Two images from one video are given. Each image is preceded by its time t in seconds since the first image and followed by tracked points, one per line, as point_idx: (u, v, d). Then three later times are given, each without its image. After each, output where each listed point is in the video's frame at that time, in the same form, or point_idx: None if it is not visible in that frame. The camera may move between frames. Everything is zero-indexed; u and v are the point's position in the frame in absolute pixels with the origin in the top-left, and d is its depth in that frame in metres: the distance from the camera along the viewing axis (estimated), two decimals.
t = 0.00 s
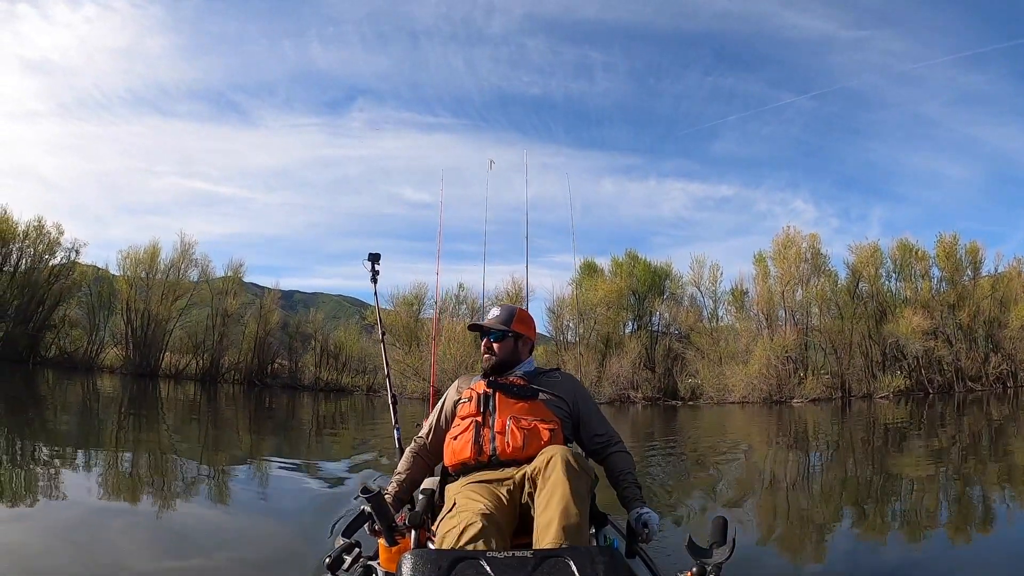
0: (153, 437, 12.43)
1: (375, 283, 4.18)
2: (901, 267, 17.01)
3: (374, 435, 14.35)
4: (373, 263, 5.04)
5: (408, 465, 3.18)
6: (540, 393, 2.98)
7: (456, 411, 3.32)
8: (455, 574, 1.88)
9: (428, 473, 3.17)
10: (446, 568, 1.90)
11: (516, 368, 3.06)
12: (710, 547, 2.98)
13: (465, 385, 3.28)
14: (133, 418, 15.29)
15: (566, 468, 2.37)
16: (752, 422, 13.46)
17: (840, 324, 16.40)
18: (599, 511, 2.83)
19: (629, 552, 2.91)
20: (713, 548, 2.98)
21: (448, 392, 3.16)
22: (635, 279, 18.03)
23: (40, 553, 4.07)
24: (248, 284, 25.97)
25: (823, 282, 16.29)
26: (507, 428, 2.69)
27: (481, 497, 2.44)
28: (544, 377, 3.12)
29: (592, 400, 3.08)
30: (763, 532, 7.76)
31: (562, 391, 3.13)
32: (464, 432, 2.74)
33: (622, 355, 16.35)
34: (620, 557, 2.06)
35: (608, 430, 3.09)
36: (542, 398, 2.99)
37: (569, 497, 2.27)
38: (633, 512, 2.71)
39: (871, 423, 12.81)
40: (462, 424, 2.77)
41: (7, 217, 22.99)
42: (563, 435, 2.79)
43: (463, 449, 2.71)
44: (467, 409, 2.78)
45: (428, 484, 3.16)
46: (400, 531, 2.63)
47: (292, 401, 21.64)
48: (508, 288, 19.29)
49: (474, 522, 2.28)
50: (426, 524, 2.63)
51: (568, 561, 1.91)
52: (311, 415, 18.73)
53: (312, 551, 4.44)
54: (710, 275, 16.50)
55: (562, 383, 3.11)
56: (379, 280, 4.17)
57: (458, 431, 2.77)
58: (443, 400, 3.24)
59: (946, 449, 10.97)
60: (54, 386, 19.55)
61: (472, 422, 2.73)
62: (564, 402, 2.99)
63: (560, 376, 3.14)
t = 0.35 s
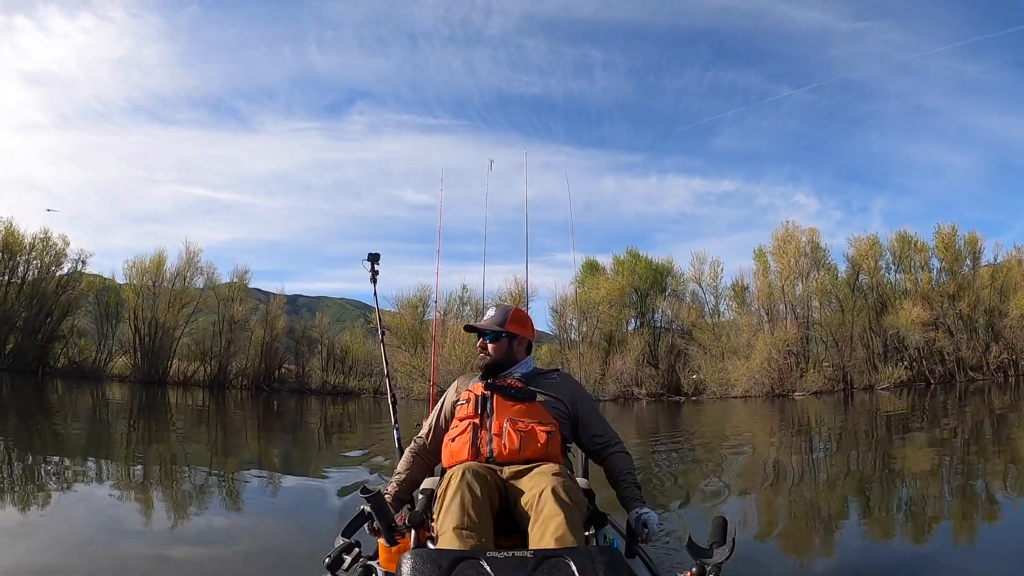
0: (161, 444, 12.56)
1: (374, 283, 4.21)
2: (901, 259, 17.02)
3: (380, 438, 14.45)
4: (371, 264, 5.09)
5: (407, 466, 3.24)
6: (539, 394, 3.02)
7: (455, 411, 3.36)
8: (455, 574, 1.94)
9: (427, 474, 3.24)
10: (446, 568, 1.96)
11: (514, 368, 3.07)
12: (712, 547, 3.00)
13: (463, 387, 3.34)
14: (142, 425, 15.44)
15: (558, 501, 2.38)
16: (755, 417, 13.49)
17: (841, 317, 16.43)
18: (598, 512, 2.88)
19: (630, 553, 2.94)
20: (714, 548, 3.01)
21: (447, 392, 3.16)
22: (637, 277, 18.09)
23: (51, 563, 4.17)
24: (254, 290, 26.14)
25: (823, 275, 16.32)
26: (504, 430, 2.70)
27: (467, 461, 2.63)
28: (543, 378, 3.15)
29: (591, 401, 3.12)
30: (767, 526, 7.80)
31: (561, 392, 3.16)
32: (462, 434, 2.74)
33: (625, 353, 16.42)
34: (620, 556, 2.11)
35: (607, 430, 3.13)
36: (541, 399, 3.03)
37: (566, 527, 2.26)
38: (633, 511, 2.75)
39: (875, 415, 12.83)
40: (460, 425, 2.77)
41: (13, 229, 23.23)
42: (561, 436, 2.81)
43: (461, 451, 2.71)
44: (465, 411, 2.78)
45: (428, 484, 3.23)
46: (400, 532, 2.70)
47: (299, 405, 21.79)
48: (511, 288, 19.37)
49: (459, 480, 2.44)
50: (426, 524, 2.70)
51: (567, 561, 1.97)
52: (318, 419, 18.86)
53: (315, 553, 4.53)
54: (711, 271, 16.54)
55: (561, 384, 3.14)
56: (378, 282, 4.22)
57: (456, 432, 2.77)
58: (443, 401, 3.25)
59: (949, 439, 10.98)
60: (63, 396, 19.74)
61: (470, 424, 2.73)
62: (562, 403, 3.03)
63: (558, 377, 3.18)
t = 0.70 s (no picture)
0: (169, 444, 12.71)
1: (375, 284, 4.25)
2: (901, 259, 17.05)
3: (384, 438, 14.57)
4: (371, 266, 5.14)
5: (407, 466, 3.30)
6: (539, 395, 3.02)
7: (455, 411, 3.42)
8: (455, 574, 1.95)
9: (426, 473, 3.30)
10: (446, 568, 1.97)
11: (515, 368, 3.10)
12: (711, 547, 3.03)
13: (463, 387, 3.40)
14: (149, 426, 15.59)
15: (550, 520, 2.38)
16: (757, 416, 13.54)
17: (841, 318, 16.48)
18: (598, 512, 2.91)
19: (630, 552, 2.98)
20: (713, 549, 3.04)
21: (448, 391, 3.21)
22: (639, 278, 18.18)
23: (58, 563, 4.26)
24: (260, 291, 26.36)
25: (824, 276, 16.39)
26: (506, 430, 2.73)
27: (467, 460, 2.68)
28: (542, 378, 3.15)
29: (591, 401, 3.11)
30: (767, 525, 7.87)
31: (561, 393, 3.15)
32: (464, 433, 2.79)
33: (628, 353, 16.51)
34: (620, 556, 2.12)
35: (607, 430, 3.12)
36: (541, 400, 3.02)
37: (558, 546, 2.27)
38: (633, 512, 2.75)
39: (875, 414, 12.87)
40: (461, 425, 2.81)
41: (22, 232, 23.51)
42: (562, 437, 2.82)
43: (462, 451, 2.75)
44: (466, 410, 2.82)
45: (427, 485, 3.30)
46: (400, 531, 2.75)
47: (305, 405, 21.94)
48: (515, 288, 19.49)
49: (451, 475, 2.48)
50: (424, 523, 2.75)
51: (568, 561, 1.98)
52: (324, 419, 19.01)
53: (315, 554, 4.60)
54: (712, 272, 16.61)
55: (561, 384, 3.13)
56: (379, 282, 4.27)
57: (457, 432, 2.81)
58: (443, 401, 3.30)
59: (949, 439, 11.02)
60: (71, 397, 19.95)
61: (471, 423, 2.77)
62: (562, 404, 3.02)
63: (558, 376, 3.17)
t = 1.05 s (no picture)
0: (173, 438, 12.83)
1: (376, 285, 4.34)
2: (902, 267, 17.11)
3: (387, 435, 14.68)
4: (373, 268, 5.24)
5: (408, 466, 3.41)
6: (541, 393, 3.12)
7: (456, 411, 3.53)
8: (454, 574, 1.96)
9: (426, 474, 3.42)
10: (445, 568, 1.97)
11: (514, 368, 3.21)
12: (711, 547, 3.13)
13: (464, 387, 3.50)
14: (154, 419, 15.75)
15: (563, 471, 2.45)
16: (755, 421, 13.63)
17: (841, 324, 16.55)
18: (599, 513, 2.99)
19: (631, 552, 3.05)
20: (713, 549, 3.13)
21: (449, 391, 3.32)
22: (642, 282, 18.24)
23: (60, 558, 4.35)
24: (265, 288, 26.57)
25: (824, 282, 16.48)
26: (508, 429, 2.83)
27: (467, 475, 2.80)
28: (544, 377, 3.25)
29: (591, 400, 3.20)
30: (764, 528, 7.98)
31: (563, 390, 3.27)
32: (465, 432, 2.88)
33: (629, 356, 16.60)
34: (621, 556, 2.12)
35: (607, 429, 3.21)
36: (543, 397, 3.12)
37: (568, 499, 2.33)
38: (633, 512, 2.81)
39: (872, 421, 12.94)
40: (463, 423, 2.91)
41: (31, 226, 23.73)
42: (563, 435, 2.92)
43: (464, 448, 2.85)
44: (469, 408, 2.93)
45: (427, 484, 3.40)
46: (400, 531, 2.85)
47: (308, 402, 22.11)
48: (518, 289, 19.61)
49: (473, 518, 2.39)
50: (424, 523, 2.84)
51: (568, 561, 1.97)
52: (327, 416, 19.16)
53: (312, 554, 4.69)
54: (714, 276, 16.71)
55: (562, 383, 3.24)
56: (379, 284, 4.36)
57: (460, 429, 2.91)
58: (444, 401, 3.41)
59: (946, 447, 11.09)
60: (78, 389, 20.13)
61: (473, 422, 2.87)
62: (564, 402, 3.12)
63: (560, 376, 3.28)
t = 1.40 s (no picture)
0: (180, 441, 12.95)
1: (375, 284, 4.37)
2: (902, 265, 17.11)
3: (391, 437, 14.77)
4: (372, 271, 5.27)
5: (407, 466, 3.49)
6: (538, 391, 3.13)
7: (454, 411, 3.53)
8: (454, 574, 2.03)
9: (425, 473, 3.49)
10: (446, 568, 2.04)
11: (513, 368, 3.25)
12: (711, 547, 3.18)
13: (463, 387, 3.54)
14: (162, 423, 15.92)
15: (563, 484, 2.50)
16: (757, 419, 13.67)
17: (842, 322, 16.60)
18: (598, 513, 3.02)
19: (631, 553, 3.10)
20: (713, 548, 3.18)
21: (446, 392, 3.33)
22: (644, 282, 18.22)
23: (65, 561, 4.45)
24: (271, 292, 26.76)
25: (824, 281, 16.52)
26: (505, 428, 2.80)
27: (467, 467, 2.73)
28: (542, 376, 3.25)
29: (590, 399, 3.21)
30: (765, 526, 8.01)
31: (561, 389, 3.25)
32: (463, 432, 2.83)
33: (631, 356, 16.66)
34: (620, 555, 2.17)
35: (606, 430, 3.22)
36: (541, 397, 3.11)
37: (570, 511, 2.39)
38: (634, 512, 2.87)
39: (873, 418, 12.97)
40: (461, 424, 2.86)
41: (38, 232, 23.93)
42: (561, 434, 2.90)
43: (462, 449, 2.81)
44: (466, 409, 2.87)
45: (428, 484, 3.46)
46: (400, 531, 2.92)
47: (314, 404, 22.24)
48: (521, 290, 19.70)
49: (469, 495, 2.50)
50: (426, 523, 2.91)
51: (567, 561, 2.03)
52: (333, 418, 19.30)
53: (314, 555, 4.79)
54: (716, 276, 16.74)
55: (560, 382, 3.23)
56: (378, 283, 4.41)
57: (457, 430, 2.87)
58: (443, 401, 3.47)
59: (946, 443, 11.12)
60: (87, 394, 20.31)
61: (471, 422, 2.82)
62: (562, 401, 3.13)
63: (558, 374, 3.26)
